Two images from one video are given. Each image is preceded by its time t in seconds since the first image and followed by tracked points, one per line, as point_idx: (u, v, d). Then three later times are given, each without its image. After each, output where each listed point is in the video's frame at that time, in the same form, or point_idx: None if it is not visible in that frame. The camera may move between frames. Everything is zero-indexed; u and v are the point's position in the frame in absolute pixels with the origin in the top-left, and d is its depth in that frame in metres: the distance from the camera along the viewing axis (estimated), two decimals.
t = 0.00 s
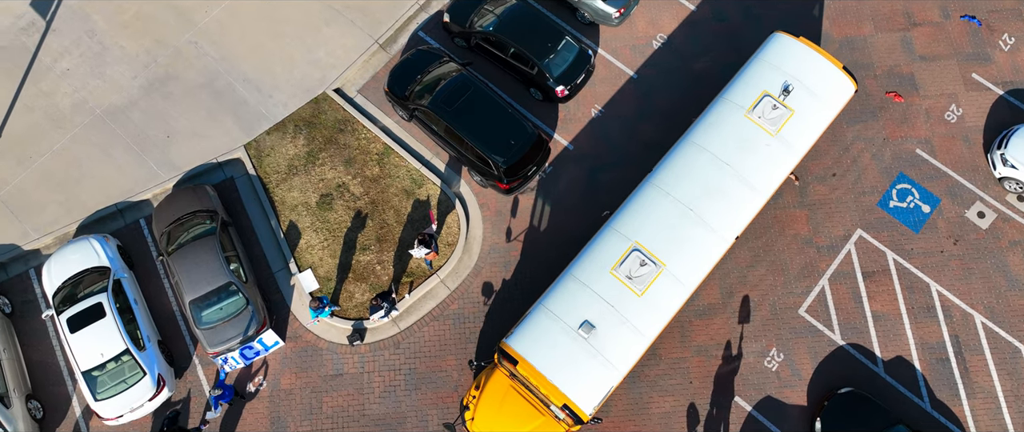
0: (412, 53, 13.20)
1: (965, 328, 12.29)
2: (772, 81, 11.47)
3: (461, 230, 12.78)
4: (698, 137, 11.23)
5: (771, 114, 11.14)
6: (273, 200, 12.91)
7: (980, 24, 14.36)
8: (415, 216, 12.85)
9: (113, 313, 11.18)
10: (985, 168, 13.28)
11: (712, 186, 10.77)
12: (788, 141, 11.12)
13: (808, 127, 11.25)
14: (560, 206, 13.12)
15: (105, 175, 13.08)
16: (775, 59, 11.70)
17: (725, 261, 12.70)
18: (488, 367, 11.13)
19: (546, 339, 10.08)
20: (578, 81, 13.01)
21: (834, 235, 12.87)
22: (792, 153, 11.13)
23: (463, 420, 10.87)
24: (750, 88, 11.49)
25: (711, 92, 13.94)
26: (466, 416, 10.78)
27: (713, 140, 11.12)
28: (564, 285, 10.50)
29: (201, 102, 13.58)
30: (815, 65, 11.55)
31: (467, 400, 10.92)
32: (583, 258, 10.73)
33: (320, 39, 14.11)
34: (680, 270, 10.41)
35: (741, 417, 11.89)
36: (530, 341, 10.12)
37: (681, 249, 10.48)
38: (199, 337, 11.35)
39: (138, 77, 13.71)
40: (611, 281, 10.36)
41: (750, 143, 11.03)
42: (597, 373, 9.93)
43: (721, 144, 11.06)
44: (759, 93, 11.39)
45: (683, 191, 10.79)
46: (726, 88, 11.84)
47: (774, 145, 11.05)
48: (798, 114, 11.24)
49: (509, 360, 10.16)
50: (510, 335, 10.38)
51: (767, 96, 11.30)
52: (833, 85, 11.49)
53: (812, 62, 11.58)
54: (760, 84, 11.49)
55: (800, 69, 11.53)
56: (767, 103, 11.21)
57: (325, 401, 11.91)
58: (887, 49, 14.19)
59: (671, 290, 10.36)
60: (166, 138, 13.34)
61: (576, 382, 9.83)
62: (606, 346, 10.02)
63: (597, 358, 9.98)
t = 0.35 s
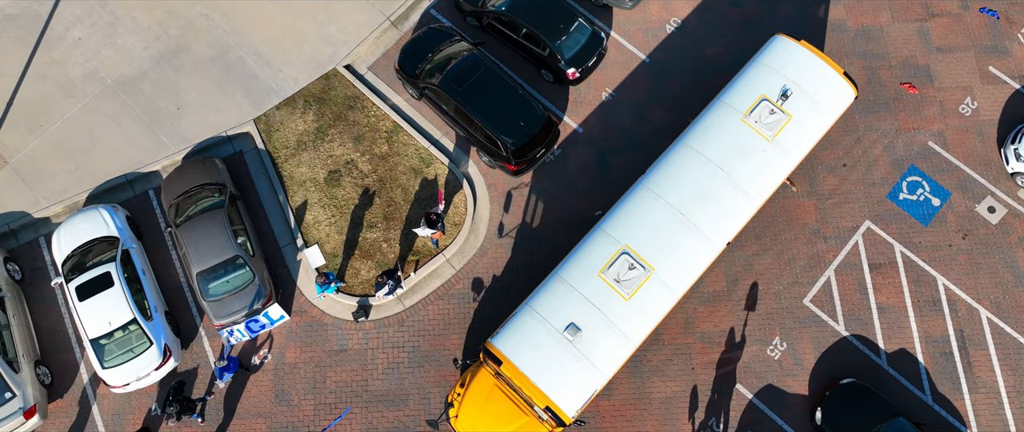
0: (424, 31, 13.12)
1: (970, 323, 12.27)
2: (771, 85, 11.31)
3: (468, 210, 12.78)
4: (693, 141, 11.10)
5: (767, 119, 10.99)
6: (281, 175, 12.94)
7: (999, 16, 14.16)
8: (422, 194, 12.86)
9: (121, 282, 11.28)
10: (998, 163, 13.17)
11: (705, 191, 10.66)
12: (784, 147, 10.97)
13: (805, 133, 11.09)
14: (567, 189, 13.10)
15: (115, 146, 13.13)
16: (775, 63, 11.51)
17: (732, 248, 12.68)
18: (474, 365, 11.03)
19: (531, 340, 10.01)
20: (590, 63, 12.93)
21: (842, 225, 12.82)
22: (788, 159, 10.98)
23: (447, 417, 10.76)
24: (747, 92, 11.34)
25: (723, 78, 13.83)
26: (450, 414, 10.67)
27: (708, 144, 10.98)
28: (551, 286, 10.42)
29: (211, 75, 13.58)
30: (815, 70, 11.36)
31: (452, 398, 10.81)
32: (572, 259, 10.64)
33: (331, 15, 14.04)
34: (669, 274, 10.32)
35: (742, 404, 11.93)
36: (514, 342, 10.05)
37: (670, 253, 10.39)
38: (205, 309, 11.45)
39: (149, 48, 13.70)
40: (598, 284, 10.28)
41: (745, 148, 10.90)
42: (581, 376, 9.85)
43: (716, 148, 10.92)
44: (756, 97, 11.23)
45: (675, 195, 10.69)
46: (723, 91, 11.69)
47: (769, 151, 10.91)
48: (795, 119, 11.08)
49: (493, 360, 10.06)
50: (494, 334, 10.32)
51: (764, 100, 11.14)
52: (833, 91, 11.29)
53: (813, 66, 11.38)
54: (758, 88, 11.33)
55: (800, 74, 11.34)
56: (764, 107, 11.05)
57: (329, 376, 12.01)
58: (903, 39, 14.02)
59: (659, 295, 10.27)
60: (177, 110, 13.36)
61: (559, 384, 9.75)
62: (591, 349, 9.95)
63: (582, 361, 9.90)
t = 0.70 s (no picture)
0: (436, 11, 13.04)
1: (975, 321, 12.23)
2: (770, 90, 11.10)
3: (475, 192, 12.78)
4: (688, 144, 10.96)
5: (765, 125, 10.82)
6: (290, 152, 12.96)
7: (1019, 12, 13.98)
8: (430, 176, 12.87)
9: (129, 254, 11.36)
10: (1010, 161, 13.05)
11: (698, 195, 10.54)
12: (781, 154, 10.80)
13: (803, 140, 10.90)
14: (575, 174, 13.06)
15: (125, 118, 13.16)
16: (775, 66, 11.29)
17: (738, 239, 12.64)
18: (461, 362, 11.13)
19: (517, 341, 10.00)
20: (602, 49, 12.85)
21: (850, 219, 12.76)
22: (784, 166, 10.81)
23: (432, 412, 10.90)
24: (746, 96, 11.14)
25: (736, 67, 13.73)
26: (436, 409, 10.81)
27: (703, 148, 10.84)
28: (540, 287, 10.38)
29: (222, 50, 13.56)
30: (816, 75, 11.12)
31: (438, 394, 10.92)
32: (561, 260, 10.58)
33: None
34: (658, 279, 10.25)
35: (743, 394, 11.96)
36: (499, 342, 10.05)
37: (660, 258, 10.30)
38: (212, 283, 11.53)
39: (161, 21, 13.68)
40: (586, 287, 10.22)
41: (741, 153, 10.75)
42: (566, 377, 9.85)
43: (711, 152, 10.78)
44: (754, 102, 11.04)
45: (667, 198, 10.58)
46: (722, 93, 11.51)
47: (765, 157, 10.75)
48: (793, 125, 10.89)
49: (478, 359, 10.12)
50: (481, 334, 10.31)
51: (762, 105, 10.95)
52: (834, 97, 11.05)
53: (813, 71, 11.14)
54: (757, 92, 11.13)
55: (801, 79, 11.11)
56: (762, 112, 10.87)
57: (332, 353, 12.10)
58: (920, 33, 13.87)
59: (647, 299, 10.21)
60: (187, 84, 13.36)
61: (543, 385, 9.77)
62: (577, 351, 9.92)
63: (567, 363, 9.89)
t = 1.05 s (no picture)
0: None
1: (980, 320, 12.19)
2: (768, 95, 10.92)
3: (483, 175, 12.77)
4: (682, 148, 10.79)
5: (761, 131, 10.65)
6: (300, 128, 12.97)
7: None
8: (439, 156, 12.86)
9: (138, 224, 11.42)
10: None
11: (691, 200, 10.40)
12: (776, 161, 10.63)
13: (800, 147, 10.73)
14: (584, 160, 13.03)
15: (137, 89, 13.19)
16: (774, 72, 11.10)
17: (746, 230, 12.60)
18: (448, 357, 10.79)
19: (500, 340, 9.91)
20: (616, 34, 12.74)
21: (858, 214, 12.70)
22: (779, 173, 10.65)
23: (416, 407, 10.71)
24: (744, 101, 10.97)
25: (750, 57, 13.61)
26: (419, 404, 10.62)
27: (697, 152, 10.68)
28: (526, 287, 10.26)
29: (235, 24, 13.53)
30: (815, 82, 10.92)
31: (422, 388, 10.71)
32: (549, 260, 10.46)
33: None
34: (646, 284, 10.13)
35: (743, 385, 11.98)
36: (483, 341, 9.96)
37: (649, 262, 10.18)
38: (219, 256, 11.60)
39: None
40: (573, 289, 10.10)
41: (735, 159, 10.59)
42: (548, 379, 9.75)
43: (706, 157, 10.61)
44: (752, 107, 10.87)
45: (659, 202, 10.43)
46: (720, 97, 11.34)
47: (760, 164, 10.59)
48: (791, 132, 10.71)
49: (461, 356, 10.04)
50: (466, 331, 10.22)
51: (760, 111, 10.78)
52: (833, 106, 10.86)
53: (813, 78, 10.95)
54: (755, 97, 10.95)
55: (800, 85, 10.92)
56: (759, 118, 10.70)
57: (336, 329, 12.18)
58: (939, 28, 13.70)
59: (634, 303, 10.09)
60: (199, 57, 13.36)
61: (525, 386, 9.68)
62: (560, 353, 9.82)
63: (549, 364, 9.79)
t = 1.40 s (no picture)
0: None
1: (986, 322, 12.14)
2: (766, 103, 10.79)
3: (494, 155, 12.74)
4: (676, 153, 10.70)
5: (756, 140, 10.54)
6: (313, 100, 12.96)
7: None
8: (451, 134, 12.84)
9: (149, 190, 11.49)
10: None
11: (681, 206, 10.32)
12: (770, 170, 10.54)
13: (795, 158, 10.62)
14: (596, 145, 12.97)
15: (152, 54, 13.20)
16: (774, 79, 10.95)
17: (755, 222, 12.55)
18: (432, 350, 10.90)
19: (481, 339, 9.93)
20: (634, 18, 12.60)
21: (869, 211, 12.61)
22: (772, 183, 10.57)
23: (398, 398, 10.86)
24: (741, 108, 10.84)
25: (768, 47, 13.47)
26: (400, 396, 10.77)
27: (691, 158, 10.59)
28: (511, 285, 10.25)
29: None
30: (814, 92, 10.77)
31: (405, 381, 10.85)
32: (536, 260, 10.42)
33: None
34: (631, 288, 10.09)
35: (744, 377, 12.01)
36: (464, 338, 9.99)
37: (635, 267, 10.13)
38: (228, 225, 11.65)
39: None
40: (557, 290, 10.08)
41: (729, 167, 10.50)
42: (528, 379, 9.78)
43: (699, 163, 10.52)
44: (749, 115, 10.75)
45: (649, 207, 10.36)
46: (718, 102, 11.21)
47: (753, 172, 10.50)
48: (786, 142, 10.60)
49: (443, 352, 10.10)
50: (449, 327, 10.25)
51: (756, 119, 10.66)
52: (831, 117, 10.72)
53: (813, 88, 10.79)
54: (752, 104, 10.82)
55: (799, 94, 10.78)
56: (755, 126, 10.59)
57: (341, 303, 12.26)
58: (962, 26, 13.49)
59: (618, 307, 10.06)
60: (215, 25, 13.34)
61: (504, 385, 9.73)
62: (541, 353, 9.83)
63: (530, 364, 9.80)
